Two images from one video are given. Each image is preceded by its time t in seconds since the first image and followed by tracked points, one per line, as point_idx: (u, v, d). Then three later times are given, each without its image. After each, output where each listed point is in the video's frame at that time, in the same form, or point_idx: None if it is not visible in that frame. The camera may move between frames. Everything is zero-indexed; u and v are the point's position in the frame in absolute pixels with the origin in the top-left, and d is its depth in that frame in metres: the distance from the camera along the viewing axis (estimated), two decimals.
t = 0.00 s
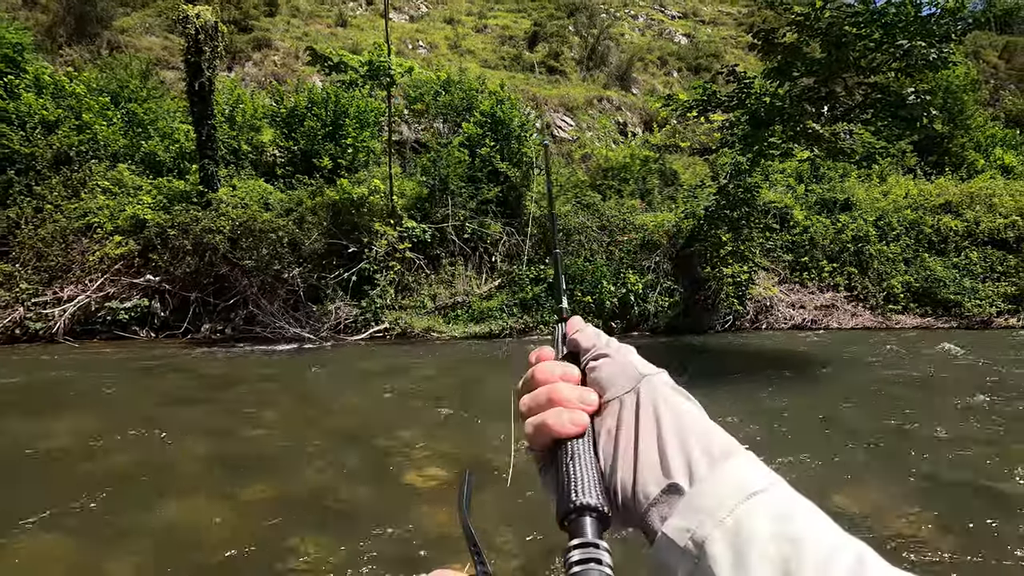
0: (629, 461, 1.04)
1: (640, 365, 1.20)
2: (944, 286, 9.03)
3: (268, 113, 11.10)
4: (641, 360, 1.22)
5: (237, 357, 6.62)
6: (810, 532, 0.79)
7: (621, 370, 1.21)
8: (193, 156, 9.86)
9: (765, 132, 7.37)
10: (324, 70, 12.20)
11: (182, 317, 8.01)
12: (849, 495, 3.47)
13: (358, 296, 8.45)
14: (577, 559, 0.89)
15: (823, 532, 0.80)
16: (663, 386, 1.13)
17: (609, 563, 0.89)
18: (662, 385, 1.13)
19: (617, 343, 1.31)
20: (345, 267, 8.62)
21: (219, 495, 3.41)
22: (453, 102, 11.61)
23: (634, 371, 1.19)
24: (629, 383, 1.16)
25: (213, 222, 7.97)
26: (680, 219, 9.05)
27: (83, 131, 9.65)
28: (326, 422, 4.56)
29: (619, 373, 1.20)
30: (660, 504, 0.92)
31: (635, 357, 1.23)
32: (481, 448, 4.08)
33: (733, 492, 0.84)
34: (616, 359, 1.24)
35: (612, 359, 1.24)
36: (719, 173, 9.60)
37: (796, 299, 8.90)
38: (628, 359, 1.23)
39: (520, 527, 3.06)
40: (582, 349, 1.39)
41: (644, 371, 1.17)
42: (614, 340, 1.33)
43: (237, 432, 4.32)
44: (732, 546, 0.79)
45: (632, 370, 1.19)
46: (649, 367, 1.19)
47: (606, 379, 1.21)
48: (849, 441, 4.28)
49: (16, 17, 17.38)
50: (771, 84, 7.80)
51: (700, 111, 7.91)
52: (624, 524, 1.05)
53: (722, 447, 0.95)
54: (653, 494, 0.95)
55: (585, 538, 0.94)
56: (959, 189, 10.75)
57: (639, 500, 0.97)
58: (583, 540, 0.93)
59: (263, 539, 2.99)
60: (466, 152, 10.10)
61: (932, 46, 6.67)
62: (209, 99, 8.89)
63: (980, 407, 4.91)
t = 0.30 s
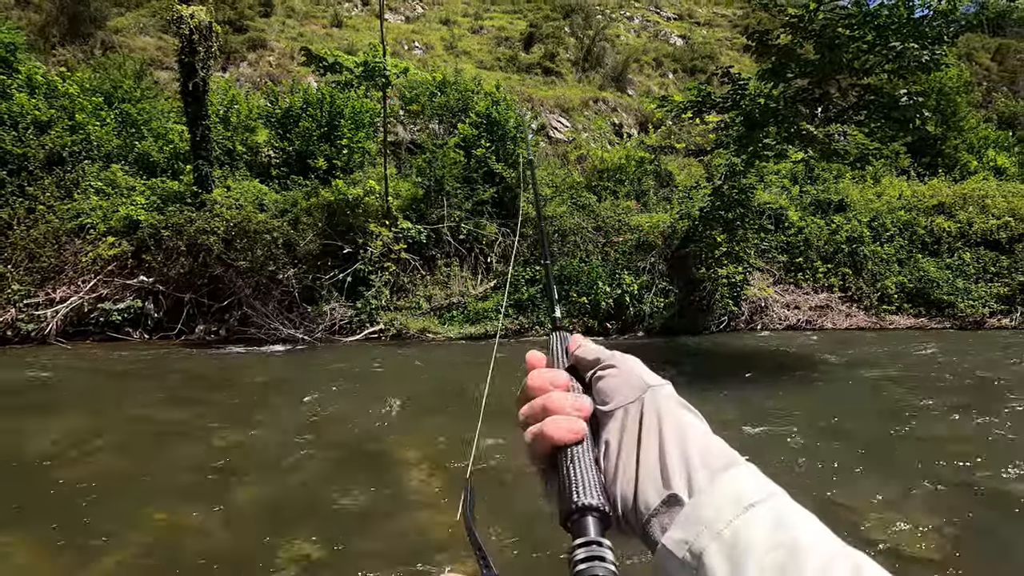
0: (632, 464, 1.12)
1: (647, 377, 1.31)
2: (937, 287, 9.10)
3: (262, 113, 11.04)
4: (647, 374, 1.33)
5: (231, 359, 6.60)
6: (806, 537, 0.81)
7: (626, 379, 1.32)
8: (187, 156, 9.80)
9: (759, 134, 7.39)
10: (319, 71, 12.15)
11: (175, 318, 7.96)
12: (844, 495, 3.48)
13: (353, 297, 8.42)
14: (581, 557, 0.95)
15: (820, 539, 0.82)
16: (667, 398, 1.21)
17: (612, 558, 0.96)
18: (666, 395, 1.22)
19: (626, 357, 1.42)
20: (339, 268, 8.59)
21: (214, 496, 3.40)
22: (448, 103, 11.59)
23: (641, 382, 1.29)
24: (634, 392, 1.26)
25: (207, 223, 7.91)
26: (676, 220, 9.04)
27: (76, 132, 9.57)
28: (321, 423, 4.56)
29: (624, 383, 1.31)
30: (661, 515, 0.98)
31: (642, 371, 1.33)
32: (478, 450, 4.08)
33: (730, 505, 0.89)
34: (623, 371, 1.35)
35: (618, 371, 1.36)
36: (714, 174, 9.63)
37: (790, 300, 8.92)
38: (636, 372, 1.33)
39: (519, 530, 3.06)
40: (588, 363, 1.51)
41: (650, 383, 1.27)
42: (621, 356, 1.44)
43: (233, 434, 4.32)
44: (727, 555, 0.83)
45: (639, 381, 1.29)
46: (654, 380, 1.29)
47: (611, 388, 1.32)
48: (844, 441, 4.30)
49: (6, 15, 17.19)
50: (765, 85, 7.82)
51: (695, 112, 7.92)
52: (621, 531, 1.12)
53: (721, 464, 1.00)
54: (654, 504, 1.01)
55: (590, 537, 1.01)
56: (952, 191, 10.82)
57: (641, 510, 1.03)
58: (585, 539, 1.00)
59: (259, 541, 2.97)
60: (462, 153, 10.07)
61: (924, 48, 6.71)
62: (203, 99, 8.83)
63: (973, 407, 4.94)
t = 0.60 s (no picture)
0: (662, 480, 1.11)
1: (678, 395, 1.27)
2: (932, 287, 9.12)
3: (258, 113, 10.99)
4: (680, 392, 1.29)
5: (227, 359, 6.56)
6: (839, 551, 0.83)
7: (656, 399, 1.29)
8: (182, 156, 9.76)
9: (755, 134, 7.38)
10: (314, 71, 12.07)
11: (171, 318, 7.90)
12: (846, 495, 3.46)
13: (349, 297, 8.40)
14: None
15: (853, 553, 0.84)
16: (699, 414, 1.18)
17: None
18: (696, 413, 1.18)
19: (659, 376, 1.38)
20: (336, 268, 8.55)
21: (209, 497, 3.39)
22: (445, 103, 11.55)
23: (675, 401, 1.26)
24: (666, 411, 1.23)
25: (203, 223, 7.86)
26: (672, 220, 9.07)
27: (70, 131, 9.50)
28: (317, 424, 4.54)
29: (653, 402, 1.28)
30: (693, 529, 0.98)
31: (676, 389, 1.30)
32: (477, 451, 4.06)
33: (760, 518, 0.91)
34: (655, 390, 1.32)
35: (649, 390, 1.33)
36: (710, 174, 9.63)
37: (787, 300, 8.93)
38: (669, 391, 1.30)
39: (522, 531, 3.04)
40: (622, 381, 1.48)
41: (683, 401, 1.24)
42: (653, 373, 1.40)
43: (229, 434, 4.29)
44: (761, 568, 0.84)
45: (671, 399, 1.26)
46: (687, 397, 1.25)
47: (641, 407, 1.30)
48: (843, 441, 4.29)
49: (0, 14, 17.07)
50: (760, 86, 7.84)
51: (691, 112, 7.92)
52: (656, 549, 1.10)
53: (752, 478, 1.01)
54: (685, 519, 1.00)
55: None
56: (947, 191, 10.86)
57: (671, 526, 1.02)
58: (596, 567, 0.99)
59: (254, 543, 2.94)
60: (458, 153, 10.04)
61: (919, 49, 6.72)
62: (199, 99, 8.78)
63: (970, 406, 4.94)
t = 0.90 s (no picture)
0: (664, 465, 1.09)
1: (679, 384, 1.24)
2: (926, 284, 9.15)
3: (253, 109, 10.91)
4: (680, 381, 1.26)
5: (221, 357, 6.52)
6: (841, 544, 0.82)
7: (657, 387, 1.26)
8: (176, 152, 9.70)
9: (750, 130, 7.34)
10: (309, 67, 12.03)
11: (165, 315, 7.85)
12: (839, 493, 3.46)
13: (344, 294, 8.36)
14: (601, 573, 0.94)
15: (856, 548, 0.82)
16: (701, 405, 1.16)
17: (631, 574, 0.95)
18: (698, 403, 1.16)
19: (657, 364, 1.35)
20: (331, 265, 8.51)
21: (202, 495, 3.35)
22: (441, 99, 11.48)
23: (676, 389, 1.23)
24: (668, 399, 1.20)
25: (197, 219, 7.78)
26: (667, 217, 8.99)
27: (62, 127, 9.39)
28: (311, 421, 4.50)
29: (653, 390, 1.25)
30: (695, 518, 0.96)
31: (677, 379, 1.27)
32: (472, 448, 4.04)
33: (763, 509, 0.89)
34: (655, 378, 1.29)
35: (649, 378, 1.30)
36: (705, 171, 9.61)
37: (782, 297, 8.95)
38: (669, 380, 1.27)
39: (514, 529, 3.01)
40: (616, 367, 1.44)
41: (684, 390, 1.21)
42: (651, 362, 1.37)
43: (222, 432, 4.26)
44: (764, 559, 0.83)
45: (672, 388, 1.23)
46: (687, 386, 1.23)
47: (640, 393, 1.27)
48: (837, 438, 4.29)
49: None
50: (756, 83, 7.84)
51: (686, 109, 7.92)
52: (655, 536, 1.08)
53: (756, 472, 0.99)
54: (688, 508, 0.98)
55: (606, 548, 1.01)
56: (942, 188, 10.89)
57: (673, 514, 1.00)
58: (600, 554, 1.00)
59: (245, 543, 2.91)
60: (454, 150, 9.99)
61: (913, 46, 6.70)
62: (193, 94, 8.70)
63: (963, 403, 4.95)
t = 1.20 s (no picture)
0: (627, 429, 1.03)
1: (654, 353, 1.22)
2: (920, 278, 9.20)
3: (247, 102, 10.82)
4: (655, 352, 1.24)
5: (214, 351, 6.49)
6: (798, 529, 0.80)
7: (630, 354, 1.23)
8: (170, 145, 9.63)
9: (745, 125, 7.38)
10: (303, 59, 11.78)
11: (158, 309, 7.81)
12: (829, 487, 3.48)
13: (339, 288, 8.33)
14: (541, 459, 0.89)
15: (808, 525, 0.82)
16: (674, 377, 1.13)
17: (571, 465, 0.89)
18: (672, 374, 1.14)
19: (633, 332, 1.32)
20: (326, 259, 8.45)
21: (193, 489, 3.35)
22: (436, 92, 11.41)
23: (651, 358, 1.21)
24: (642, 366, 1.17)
25: (190, 213, 7.73)
26: (662, 211, 8.95)
27: (54, 119, 9.30)
28: (305, 415, 4.50)
29: (628, 354, 1.22)
30: (653, 491, 0.89)
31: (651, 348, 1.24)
32: (464, 441, 4.04)
33: (722, 487, 0.85)
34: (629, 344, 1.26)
35: (623, 344, 1.27)
36: (700, 165, 9.62)
37: (776, 291, 8.99)
38: (643, 348, 1.25)
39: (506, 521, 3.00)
40: (589, 331, 1.40)
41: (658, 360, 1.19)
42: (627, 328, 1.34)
43: (215, 425, 4.25)
44: (722, 539, 0.80)
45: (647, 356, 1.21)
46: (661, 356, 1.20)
47: (612, 357, 1.24)
48: (828, 432, 4.32)
49: None
50: (751, 77, 7.84)
51: (681, 103, 7.91)
52: (601, 500, 1.03)
53: (717, 446, 0.94)
54: (647, 481, 0.91)
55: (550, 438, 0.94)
56: (936, 183, 10.93)
57: (631, 487, 0.93)
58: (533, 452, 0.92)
59: (235, 538, 2.90)
60: (450, 143, 9.95)
61: (907, 40, 6.70)
62: (186, 87, 8.61)
63: (955, 396, 4.99)
